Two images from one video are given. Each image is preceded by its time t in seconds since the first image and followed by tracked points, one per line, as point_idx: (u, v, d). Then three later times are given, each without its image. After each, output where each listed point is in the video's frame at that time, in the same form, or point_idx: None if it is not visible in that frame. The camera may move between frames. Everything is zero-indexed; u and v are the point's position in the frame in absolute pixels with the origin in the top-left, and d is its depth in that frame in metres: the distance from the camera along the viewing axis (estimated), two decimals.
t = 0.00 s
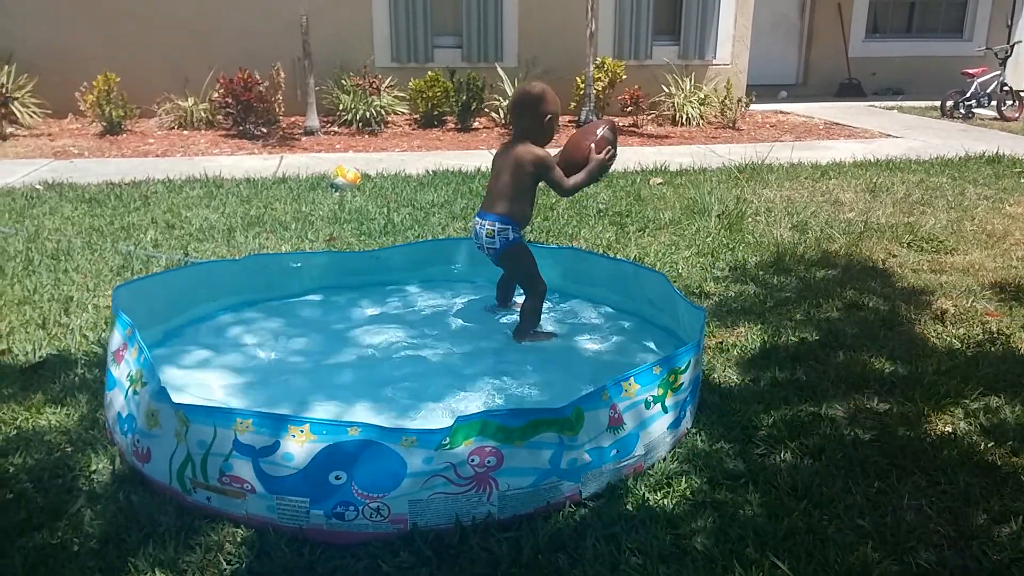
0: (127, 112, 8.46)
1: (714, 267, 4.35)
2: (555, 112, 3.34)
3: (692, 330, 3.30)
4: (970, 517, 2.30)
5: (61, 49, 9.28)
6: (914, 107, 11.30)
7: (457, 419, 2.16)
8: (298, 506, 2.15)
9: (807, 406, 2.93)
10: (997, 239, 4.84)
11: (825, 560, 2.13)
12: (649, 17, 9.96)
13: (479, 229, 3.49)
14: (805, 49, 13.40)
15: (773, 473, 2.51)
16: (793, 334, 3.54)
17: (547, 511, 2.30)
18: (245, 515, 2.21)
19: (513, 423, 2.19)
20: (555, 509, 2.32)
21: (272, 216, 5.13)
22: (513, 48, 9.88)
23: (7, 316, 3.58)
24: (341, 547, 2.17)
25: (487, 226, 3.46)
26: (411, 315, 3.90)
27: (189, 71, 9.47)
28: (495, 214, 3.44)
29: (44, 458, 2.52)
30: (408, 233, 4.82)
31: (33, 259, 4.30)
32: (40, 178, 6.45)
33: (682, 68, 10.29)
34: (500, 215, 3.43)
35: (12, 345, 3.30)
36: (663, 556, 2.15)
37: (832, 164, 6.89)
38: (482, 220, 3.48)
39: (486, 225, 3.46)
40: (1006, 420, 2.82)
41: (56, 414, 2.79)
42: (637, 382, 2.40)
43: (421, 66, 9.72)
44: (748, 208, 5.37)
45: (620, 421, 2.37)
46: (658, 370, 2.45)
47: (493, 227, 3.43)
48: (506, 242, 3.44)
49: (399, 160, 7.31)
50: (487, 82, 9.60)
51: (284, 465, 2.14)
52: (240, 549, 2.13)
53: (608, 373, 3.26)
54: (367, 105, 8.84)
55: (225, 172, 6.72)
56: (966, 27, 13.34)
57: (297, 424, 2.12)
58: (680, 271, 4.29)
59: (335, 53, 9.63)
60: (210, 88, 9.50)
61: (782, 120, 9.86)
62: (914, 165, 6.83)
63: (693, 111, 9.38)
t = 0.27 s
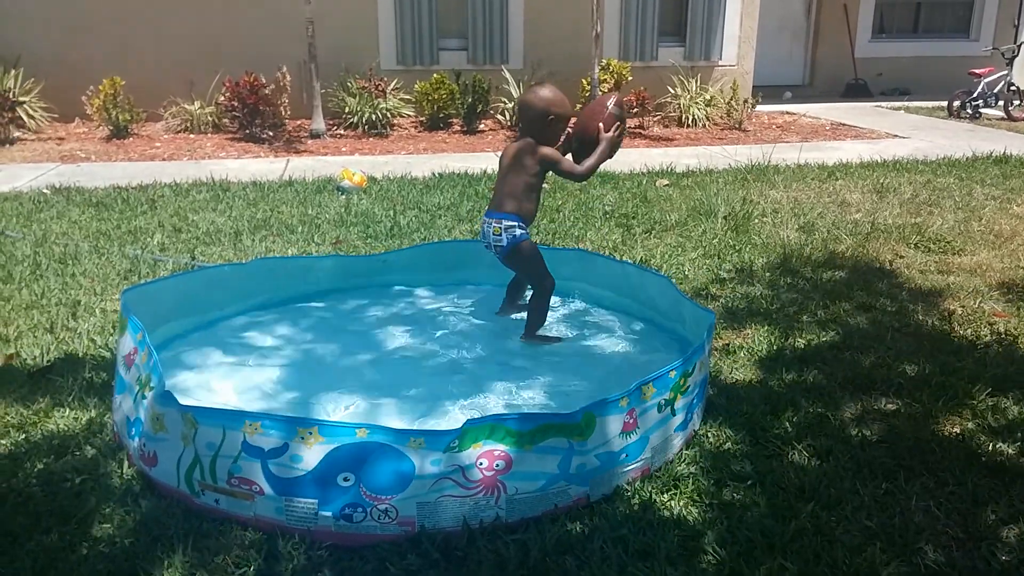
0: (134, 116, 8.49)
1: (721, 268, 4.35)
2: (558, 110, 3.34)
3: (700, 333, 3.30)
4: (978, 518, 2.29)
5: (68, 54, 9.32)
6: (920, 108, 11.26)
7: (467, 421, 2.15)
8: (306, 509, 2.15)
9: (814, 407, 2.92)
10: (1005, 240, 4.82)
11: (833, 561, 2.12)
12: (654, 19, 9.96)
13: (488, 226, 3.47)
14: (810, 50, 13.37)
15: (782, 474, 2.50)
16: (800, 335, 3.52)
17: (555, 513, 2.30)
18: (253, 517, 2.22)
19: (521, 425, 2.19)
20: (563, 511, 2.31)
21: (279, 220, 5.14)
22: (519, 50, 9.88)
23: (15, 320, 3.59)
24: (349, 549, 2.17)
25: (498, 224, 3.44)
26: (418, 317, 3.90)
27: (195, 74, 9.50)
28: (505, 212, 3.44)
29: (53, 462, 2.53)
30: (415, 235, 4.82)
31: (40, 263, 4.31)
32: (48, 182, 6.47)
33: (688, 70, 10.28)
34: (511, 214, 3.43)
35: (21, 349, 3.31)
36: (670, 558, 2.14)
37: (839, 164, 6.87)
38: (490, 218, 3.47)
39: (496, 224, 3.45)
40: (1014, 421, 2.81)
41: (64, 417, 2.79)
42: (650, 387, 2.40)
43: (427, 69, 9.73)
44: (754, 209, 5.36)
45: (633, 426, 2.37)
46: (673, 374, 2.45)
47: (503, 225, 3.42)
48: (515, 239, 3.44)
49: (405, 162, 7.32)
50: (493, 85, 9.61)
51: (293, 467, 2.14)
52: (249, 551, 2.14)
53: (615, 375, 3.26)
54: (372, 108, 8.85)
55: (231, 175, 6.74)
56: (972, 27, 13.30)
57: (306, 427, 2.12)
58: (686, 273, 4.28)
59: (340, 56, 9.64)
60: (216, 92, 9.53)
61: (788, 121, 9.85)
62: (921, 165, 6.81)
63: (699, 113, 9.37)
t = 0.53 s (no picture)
0: (137, 113, 8.48)
1: (725, 269, 4.33)
2: (578, 113, 3.43)
3: (704, 333, 3.28)
4: (980, 518, 2.28)
5: (72, 51, 9.32)
6: (925, 110, 11.25)
7: (469, 420, 2.14)
8: (308, 508, 2.14)
9: (818, 408, 2.90)
10: (1011, 242, 4.81)
11: (835, 561, 2.11)
12: (660, 19, 9.94)
13: (500, 219, 3.55)
14: (815, 51, 13.35)
15: (785, 475, 2.49)
16: (805, 336, 3.51)
17: (558, 512, 2.29)
18: (255, 516, 2.21)
19: (524, 425, 2.18)
20: (566, 510, 2.30)
21: (282, 218, 5.13)
22: (524, 50, 9.87)
23: (17, 318, 3.59)
24: (351, 548, 2.16)
25: (509, 216, 3.51)
26: (420, 316, 3.89)
27: (199, 72, 9.50)
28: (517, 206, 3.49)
29: (54, 459, 2.52)
30: (418, 234, 4.81)
31: (42, 261, 4.31)
32: (51, 179, 6.47)
33: (693, 70, 10.27)
34: (522, 207, 3.49)
35: (22, 347, 3.31)
36: (673, 557, 2.13)
37: (843, 166, 6.86)
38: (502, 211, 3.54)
39: (508, 216, 3.52)
40: (1018, 422, 2.79)
41: (65, 415, 2.79)
42: (657, 388, 2.39)
43: (432, 68, 9.72)
44: (759, 211, 5.35)
45: (638, 426, 2.36)
46: (680, 375, 2.44)
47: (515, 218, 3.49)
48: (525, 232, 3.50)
49: (410, 161, 7.31)
50: (498, 84, 9.60)
51: (295, 467, 2.13)
52: (250, 550, 2.13)
53: (617, 375, 3.25)
54: (378, 107, 8.84)
55: (235, 173, 6.73)
56: (978, 29, 13.28)
57: (308, 427, 2.11)
58: (690, 273, 4.27)
59: (346, 54, 9.63)
60: (220, 90, 9.53)
61: (793, 122, 9.83)
62: (926, 167, 6.79)
63: (704, 113, 9.36)
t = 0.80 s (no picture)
0: (139, 111, 8.49)
1: (726, 266, 4.33)
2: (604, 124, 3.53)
3: (704, 330, 3.28)
4: (982, 515, 2.28)
5: (73, 48, 9.32)
6: (926, 106, 11.23)
7: (469, 418, 2.15)
8: (309, 505, 2.15)
9: (819, 404, 2.91)
10: (1011, 238, 4.81)
11: (837, 559, 2.11)
12: (661, 15, 9.93)
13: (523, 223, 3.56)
14: (816, 48, 13.33)
15: (785, 472, 2.49)
16: (806, 333, 3.51)
17: (559, 509, 2.30)
18: (257, 513, 2.21)
19: (524, 422, 2.18)
20: (567, 507, 2.31)
21: (283, 215, 5.14)
22: (525, 47, 9.86)
23: (19, 315, 3.59)
24: (353, 544, 2.17)
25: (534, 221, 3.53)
26: (420, 313, 3.90)
27: (200, 69, 9.50)
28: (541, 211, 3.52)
29: (56, 456, 2.53)
30: (419, 231, 4.82)
31: (45, 258, 4.32)
32: (52, 177, 6.48)
33: (694, 67, 10.26)
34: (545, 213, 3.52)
35: (24, 344, 3.31)
36: (675, 554, 2.14)
37: (844, 162, 6.85)
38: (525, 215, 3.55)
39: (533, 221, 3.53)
40: (1019, 419, 2.79)
41: (67, 412, 2.80)
42: (655, 383, 2.39)
43: (432, 65, 9.71)
44: (760, 207, 5.34)
45: (635, 421, 2.36)
46: (677, 370, 2.44)
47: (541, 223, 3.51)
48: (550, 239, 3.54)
49: (410, 159, 7.31)
50: (498, 81, 9.59)
51: (295, 464, 2.14)
52: (252, 547, 2.13)
53: (618, 372, 3.25)
54: (378, 104, 8.84)
55: (236, 171, 6.74)
56: (979, 25, 13.25)
57: (308, 425, 2.11)
58: (691, 270, 4.27)
59: (346, 51, 9.63)
60: (221, 87, 9.53)
61: (794, 119, 9.82)
62: (927, 164, 6.79)
63: (705, 110, 9.35)
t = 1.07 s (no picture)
0: (140, 112, 8.51)
1: (726, 265, 4.34)
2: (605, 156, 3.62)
3: (704, 330, 3.29)
4: (983, 515, 2.29)
5: (73, 50, 9.33)
6: (927, 104, 11.23)
7: (470, 417, 2.16)
8: (310, 505, 2.16)
9: (819, 403, 2.92)
10: (1011, 236, 4.81)
11: (838, 558, 2.12)
12: (661, 13, 9.93)
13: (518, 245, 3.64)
14: (817, 46, 13.34)
15: (785, 471, 2.50)
16: (806, 332, 3.52)
17: (560, 508, 2.31)
18: (258, 514, 2.23)
19: (525, 422, 2.19)
20: (568, 507, 2.32)
21: (285, 216, 5.15)
22: (525, 47, 9.87)
23: (22, 317, 3.60)
24: (354, 545, 2.18)
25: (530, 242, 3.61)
26: (420, 313, 3.91)
27: (201, 70, 9.52)
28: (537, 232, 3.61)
29: (59, 457, 2.54)
30: (420, 232, 4.83)
31: (47, 260, 4.33)
32: (54, 178, 6.49)
33: (695, 66, 10.27)
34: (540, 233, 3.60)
35: (27, 345, 3.33)
36: (675, 554, 2.15)
37: (844, 161, 6.86)
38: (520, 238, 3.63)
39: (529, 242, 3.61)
40: (1020, 417, 2.80)
41: (69, 413, 2.81)
42: (648, 380, 2.40)
43: (433, 65, 9.73)
44: (760, 206, 5.35)
45: (631, 418, 2.37)
46: (670, 368, 2.44)
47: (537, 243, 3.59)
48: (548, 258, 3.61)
49: (411, 159, 7.32)
50: (498, 81, 9.61)
51: (297, 465, 2.15)
52: (253, 547, 2.15)
53: (618, 372, 3.26)
54: (379, 104, 8.86)
55: (237, 171, 6.75)
56: (979, 23, 13.25)
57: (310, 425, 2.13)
58: (692, 269, 4.28)
59: (347, 51, 9.64)
60: (222, 88, 9.55)
61: (794, 118, 9.83)
62: (927, 162, 6.79)
63: (706, 109, 9.35)
